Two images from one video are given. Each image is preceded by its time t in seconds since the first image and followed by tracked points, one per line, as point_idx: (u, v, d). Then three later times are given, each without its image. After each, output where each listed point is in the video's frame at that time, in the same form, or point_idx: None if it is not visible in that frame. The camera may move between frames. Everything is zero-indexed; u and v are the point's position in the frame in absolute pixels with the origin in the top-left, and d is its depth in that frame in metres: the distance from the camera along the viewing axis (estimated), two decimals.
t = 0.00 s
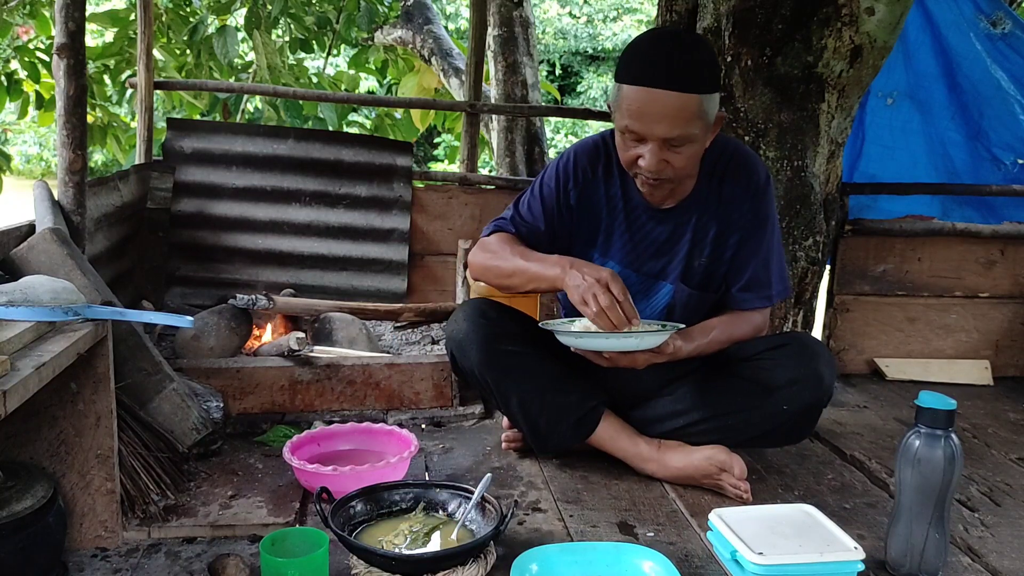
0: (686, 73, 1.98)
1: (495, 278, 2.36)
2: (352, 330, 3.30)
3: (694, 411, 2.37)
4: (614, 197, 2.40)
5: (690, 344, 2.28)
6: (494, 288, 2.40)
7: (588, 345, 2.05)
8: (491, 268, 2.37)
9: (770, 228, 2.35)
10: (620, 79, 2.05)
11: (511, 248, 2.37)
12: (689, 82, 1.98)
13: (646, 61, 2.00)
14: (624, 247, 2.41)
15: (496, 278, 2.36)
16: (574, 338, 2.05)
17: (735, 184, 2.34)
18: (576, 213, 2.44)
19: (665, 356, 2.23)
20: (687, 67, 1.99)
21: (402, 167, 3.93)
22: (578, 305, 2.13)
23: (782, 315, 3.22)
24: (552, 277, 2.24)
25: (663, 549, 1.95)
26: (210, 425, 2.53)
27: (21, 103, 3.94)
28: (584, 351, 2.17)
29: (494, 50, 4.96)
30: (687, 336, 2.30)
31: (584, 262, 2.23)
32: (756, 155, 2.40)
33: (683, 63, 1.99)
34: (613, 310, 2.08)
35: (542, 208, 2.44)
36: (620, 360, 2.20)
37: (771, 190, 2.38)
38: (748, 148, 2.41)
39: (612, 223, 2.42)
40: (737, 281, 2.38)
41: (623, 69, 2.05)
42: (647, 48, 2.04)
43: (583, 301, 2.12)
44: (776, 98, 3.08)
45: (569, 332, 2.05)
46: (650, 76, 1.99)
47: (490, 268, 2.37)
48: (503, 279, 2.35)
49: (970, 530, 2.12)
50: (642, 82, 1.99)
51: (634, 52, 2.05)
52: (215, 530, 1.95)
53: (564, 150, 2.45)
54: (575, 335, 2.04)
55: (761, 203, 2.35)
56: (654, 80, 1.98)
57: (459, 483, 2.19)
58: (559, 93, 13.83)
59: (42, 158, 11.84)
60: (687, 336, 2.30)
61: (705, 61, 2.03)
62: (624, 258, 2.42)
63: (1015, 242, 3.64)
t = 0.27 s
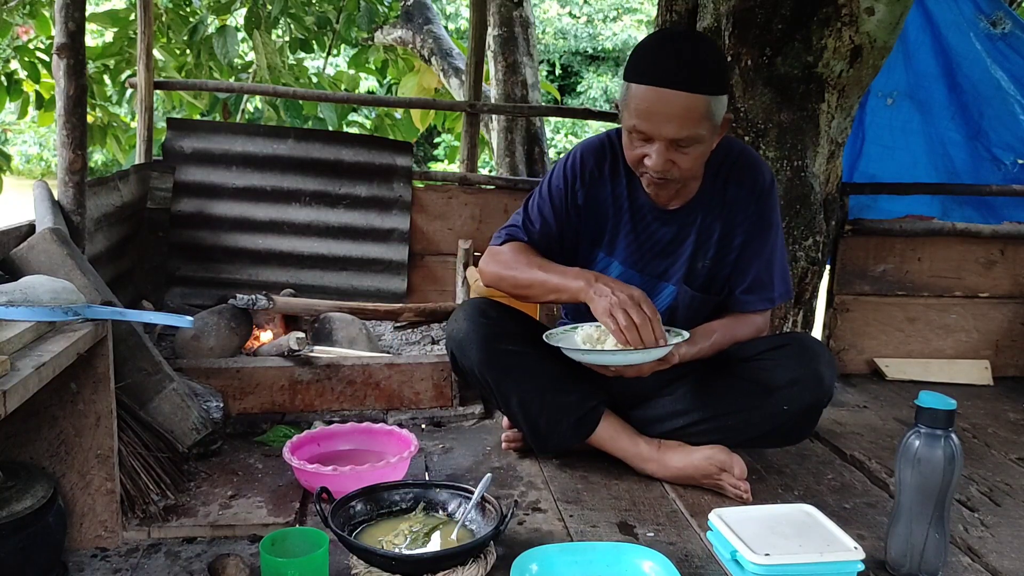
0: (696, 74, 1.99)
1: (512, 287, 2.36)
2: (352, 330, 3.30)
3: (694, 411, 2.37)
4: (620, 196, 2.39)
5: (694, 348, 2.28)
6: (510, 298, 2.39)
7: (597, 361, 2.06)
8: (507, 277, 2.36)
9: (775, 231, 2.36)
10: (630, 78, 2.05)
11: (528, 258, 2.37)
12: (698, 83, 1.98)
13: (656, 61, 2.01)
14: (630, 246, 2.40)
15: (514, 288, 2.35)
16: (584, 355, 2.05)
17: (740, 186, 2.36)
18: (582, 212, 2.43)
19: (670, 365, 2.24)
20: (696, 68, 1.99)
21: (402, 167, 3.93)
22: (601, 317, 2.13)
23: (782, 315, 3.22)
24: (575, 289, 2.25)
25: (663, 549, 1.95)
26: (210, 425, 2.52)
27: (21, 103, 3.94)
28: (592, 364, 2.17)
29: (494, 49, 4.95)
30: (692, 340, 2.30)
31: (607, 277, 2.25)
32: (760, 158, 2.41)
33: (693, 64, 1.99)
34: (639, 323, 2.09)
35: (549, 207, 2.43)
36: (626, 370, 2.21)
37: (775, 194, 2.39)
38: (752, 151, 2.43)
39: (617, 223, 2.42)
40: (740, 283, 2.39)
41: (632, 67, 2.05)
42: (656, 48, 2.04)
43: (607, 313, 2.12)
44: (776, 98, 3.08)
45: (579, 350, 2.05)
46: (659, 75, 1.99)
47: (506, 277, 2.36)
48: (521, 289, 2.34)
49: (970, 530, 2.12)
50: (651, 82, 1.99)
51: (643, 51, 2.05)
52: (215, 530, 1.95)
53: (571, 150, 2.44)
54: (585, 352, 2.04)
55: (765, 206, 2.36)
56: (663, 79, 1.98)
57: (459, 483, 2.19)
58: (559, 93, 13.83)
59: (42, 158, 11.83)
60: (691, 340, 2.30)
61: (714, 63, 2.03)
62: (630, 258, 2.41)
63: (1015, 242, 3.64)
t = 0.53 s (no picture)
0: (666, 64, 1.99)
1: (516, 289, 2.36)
2: (352, 330, 3.29)
3: (694, 411, 2.37)
4: (617, 197, 2.40)
5: (698, 351, 2.29)
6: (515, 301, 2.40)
7: (598, 360, 2.05)
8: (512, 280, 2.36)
9: (774, 231, 2.35)
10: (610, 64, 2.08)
11: (532, 261, 2.38)
12: (667, 73, 1.98)
13: (634, 49, 2.02)
14: (630, 248, 2.41)
15: (519, 291, 2.36)
16: (585, 354, 2.05)
17: (738, 186, 2.35)
18: (581, 212, 2.45)
19: (676, 365, 2.23)
20: (669, 59, 2.00)
21: (402, 167, 3.93)
22: (603, 316, 2.13)
23: (782, 315, 3.22)
24: (578, 288, 2.25)
25: (663, 549, 1.95)
26: (210, 425, 2.52)
27: (21, 103, 3.94)
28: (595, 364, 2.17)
29: (494, 50, 4.96)
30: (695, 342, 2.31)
31: (610, 275, 2.24)
32: (759, 158, 2.40)
33: (668, 55, 2.00)
34: (641, 322, 2.09)
35: (548, 209, 2.45)
36: (630, 371, 2.20)
37: (775, 192, 2.38)
38: (752, 151, 2.41)
39: (616, 224, 2.43)
40: (742, 284, 2.38)
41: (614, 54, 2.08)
42: (636, 37, 2.06)
43: (609, 312, 2.12)
44: (776, 98, 3.08)
45: (579, 350, 2.05)
46: (630, 62, 2.01)
47: (511, 281, 2.36)
48: (525, 292, 2.35)
49: (970, 530, 2.12)
50: (621, 68, 2.01)
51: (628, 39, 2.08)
52: (215, 530, 1.95)
53: (568, 151, 2.46)
54: (585, 352, 2.04)
55: (764, 205, 2.35)
56: (632, 66, 2.00)
57: (459, 483, 2.19)
58: (559, 93, 13.83)
59: (41, 158, 11.83)
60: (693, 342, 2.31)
61: (694, 58, 2.04)
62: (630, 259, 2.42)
63: (1015, 242, 3.64)
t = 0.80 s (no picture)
0: (624, 49, 2.06)
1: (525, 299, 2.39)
2: (352, 330, 3.29)
3: (694, 411, 2.37)
4: (601, 198, 2.42)
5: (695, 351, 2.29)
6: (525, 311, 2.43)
7: (600, 364, 2.04)
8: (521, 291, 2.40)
9: (759, 225, 2.35)
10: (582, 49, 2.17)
11: (540, 270, 2.42)
12: (622, 56, 2.05)
13: (600, 34, 2.10)
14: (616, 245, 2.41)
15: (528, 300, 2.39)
16: (586, 358, 2.04)
17: (720, 182, 2.34)
18: (568, 212, 2.46)
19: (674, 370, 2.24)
20: (627, 43, 2.06)
21: (402, 167, 3.93)
22: (604, 316, 2.13)
23: (782, 315, 3.22)
24: (581, 291, 2.26)
25: (663, 549, 1.95)
26: (210, 425, 2.52)
27: (21, 103, 3.94)
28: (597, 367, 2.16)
29: (494, 50, 4.96)
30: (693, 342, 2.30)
31: (611, 275, 2.25)
32: (740, 153, 2.40)
33: (628, 40, 2.07)
34: (642, 321, 2.09)
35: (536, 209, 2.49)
36: (631, 374, 2.20)
37: (757, 185, 2.37)
38: (733, 146, 2.41)
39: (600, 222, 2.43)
40: (733, 279, 2.37)
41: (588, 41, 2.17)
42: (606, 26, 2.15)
43: (610, 312, 2.12)
44: (776, 98, 3.08)
45: (581, 354, 2.04)
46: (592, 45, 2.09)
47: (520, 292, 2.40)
48: (534, 301, 2.38)
49: (970, 530, 2.12)
50: (583, 50, 2.10)
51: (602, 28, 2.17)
52: (215, 530, 1.95)
53: (554, 154, 2.50)
54: (587, 355, 2.03)
55: (747, 200, 2.35)
56: (591, 48, 2.08)
57: (459, 483, 2.19)
58: (559, 93, 13.82)
59: (42, 159, 11.83)
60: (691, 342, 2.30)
61: (656, 48, 2.09)
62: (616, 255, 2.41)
63: (1015, 242, 3.64)
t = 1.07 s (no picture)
0: (597, 40, 2.10)
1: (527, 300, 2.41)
2: (352, 330, 3.29)
3: (694, 411, 2.37)
4: (590, 197, 2.43)
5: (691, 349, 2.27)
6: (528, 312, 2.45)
7: (593, 362, 2.04)
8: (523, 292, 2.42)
9: (751, 221, 2.32)
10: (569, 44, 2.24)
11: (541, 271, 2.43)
12: (594, 47, 2.09)
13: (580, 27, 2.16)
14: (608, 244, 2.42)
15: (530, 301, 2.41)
16: (580, 356, 2.04)
17: (709, 180, 2.33)
18: (561, 211, 2.48)
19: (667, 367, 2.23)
20: (601, 35, 2.10)
21: (402, 167, 3.93)
22: (597, 312, 2.14)
23: (782, 315, 3.22)
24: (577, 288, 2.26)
25: (663, 549, 1.95)
26: (210, 425, 2.52)
27: (21, 103, 3.94)
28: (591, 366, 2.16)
29: (494, 50, 4.95)
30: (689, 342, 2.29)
31: (606, 271, 2.24)
32: (732, 150, 2.38)
33: (601, 31, 2.10)
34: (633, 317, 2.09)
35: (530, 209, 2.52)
36: (624, 373, 2.21)
37: (749, 182, 2.35)
38: (725, 144, 2.39)
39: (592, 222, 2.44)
40: (724, 277, 2.36)
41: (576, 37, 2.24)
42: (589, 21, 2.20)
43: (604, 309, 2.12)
44: (776, 98, 3.08)
45: (575, 352, 2.04)
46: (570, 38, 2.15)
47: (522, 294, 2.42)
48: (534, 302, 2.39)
49: (970, 530, 2.12)
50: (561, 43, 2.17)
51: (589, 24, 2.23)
52: (215, 530, 1.95)
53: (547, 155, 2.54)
54: (581, 354, 2.03)
55: (738, 197, 2.32)
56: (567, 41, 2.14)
57: (459, 483, 2.19)
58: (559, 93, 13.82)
59: (42, 159, 11.83)
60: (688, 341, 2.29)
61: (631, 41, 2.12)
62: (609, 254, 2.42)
63: (1016, 242, 3.64)
